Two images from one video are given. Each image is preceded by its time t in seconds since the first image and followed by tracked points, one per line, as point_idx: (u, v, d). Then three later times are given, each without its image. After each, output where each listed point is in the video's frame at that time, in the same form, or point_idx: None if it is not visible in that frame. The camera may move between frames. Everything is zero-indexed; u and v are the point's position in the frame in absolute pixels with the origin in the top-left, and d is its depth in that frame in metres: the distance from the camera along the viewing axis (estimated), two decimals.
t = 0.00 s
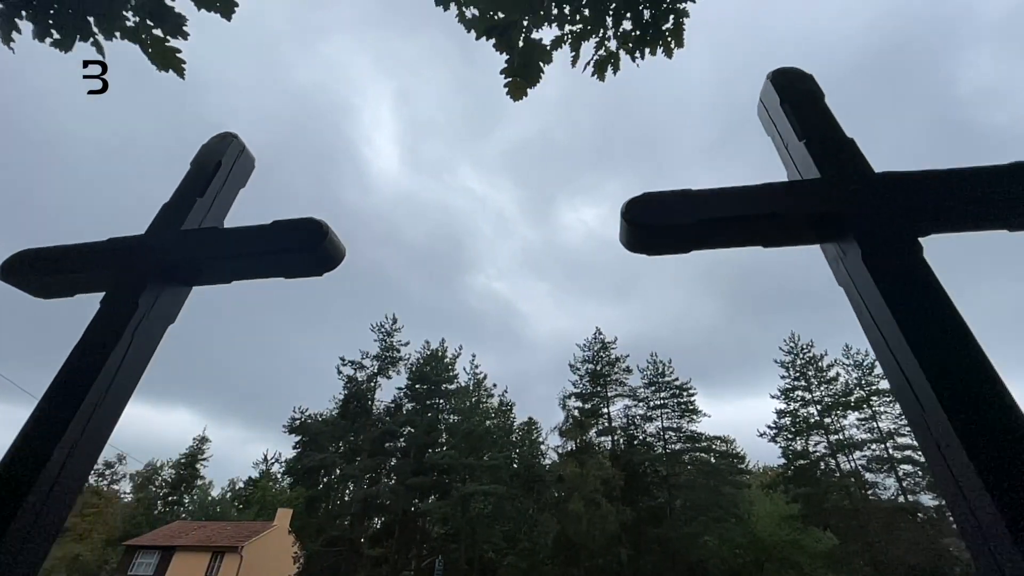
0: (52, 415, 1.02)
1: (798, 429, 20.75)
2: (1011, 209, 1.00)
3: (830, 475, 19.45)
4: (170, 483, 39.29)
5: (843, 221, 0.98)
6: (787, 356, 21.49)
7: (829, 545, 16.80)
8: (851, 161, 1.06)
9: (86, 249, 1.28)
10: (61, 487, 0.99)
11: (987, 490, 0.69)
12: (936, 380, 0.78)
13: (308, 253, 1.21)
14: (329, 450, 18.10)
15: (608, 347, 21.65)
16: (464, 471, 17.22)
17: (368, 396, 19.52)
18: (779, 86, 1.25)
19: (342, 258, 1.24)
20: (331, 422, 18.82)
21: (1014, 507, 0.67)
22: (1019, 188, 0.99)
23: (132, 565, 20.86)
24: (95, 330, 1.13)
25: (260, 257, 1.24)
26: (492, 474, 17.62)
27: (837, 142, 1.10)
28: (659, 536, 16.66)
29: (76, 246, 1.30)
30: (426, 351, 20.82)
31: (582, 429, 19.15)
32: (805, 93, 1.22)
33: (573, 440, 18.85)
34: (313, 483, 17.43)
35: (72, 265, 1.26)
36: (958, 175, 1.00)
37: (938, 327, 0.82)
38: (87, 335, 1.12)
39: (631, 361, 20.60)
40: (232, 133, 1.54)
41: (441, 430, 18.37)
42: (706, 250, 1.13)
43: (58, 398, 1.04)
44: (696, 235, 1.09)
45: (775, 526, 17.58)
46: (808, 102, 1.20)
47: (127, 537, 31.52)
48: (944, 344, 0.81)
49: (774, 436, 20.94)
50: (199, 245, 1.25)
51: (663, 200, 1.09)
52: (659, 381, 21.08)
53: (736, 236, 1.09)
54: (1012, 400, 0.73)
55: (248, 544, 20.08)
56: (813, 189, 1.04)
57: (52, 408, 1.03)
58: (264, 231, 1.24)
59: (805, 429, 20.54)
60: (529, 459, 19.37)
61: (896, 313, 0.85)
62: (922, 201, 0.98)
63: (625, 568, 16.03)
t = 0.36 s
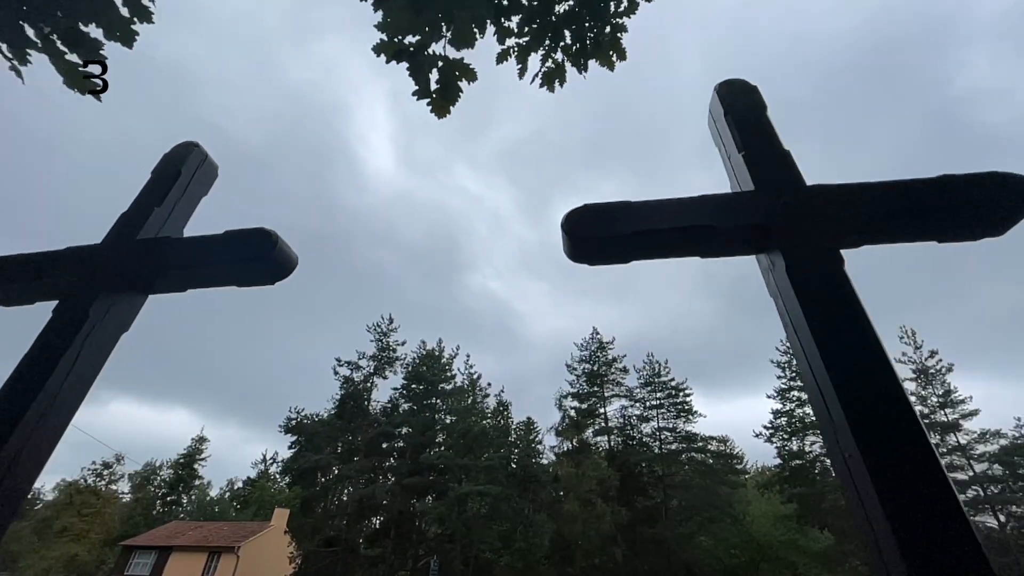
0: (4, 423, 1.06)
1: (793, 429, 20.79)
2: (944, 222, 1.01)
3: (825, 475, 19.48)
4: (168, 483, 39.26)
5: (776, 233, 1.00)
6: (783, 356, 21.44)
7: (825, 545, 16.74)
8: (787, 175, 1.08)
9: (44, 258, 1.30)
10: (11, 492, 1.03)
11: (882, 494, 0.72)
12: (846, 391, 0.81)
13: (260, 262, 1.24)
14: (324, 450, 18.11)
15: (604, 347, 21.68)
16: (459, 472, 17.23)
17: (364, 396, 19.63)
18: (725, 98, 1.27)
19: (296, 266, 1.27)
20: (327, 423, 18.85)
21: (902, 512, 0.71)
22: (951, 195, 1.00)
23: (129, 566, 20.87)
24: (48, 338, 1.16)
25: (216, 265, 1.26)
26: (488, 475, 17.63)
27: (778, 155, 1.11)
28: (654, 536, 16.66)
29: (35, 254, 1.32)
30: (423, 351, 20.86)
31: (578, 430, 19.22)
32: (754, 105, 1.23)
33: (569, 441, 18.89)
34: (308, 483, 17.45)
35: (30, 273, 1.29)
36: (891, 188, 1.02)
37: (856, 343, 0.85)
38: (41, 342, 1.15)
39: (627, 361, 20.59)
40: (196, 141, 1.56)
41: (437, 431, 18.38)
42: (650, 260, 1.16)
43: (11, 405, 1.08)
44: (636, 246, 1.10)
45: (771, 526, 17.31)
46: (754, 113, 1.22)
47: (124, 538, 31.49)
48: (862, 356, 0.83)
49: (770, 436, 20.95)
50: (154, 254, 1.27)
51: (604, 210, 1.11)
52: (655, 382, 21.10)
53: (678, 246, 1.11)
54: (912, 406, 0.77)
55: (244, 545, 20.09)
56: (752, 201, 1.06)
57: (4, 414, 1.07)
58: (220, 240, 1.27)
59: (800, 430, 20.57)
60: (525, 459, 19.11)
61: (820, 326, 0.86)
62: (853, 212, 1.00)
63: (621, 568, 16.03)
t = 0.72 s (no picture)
0: None
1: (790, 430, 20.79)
2: (879, 221, 1.02)
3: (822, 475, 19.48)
4: (167, 483, 39.27)
5: (708, 235, 1.01)
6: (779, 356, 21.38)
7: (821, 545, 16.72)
8: (726, 177, 1.09)
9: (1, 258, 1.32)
10: None
11: (784, 492, 0.74)
12: (759, 391, 0.82)
13: (210, 262, 1.25)
14: (320, 450, 18.10)
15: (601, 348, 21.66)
16: (454, 472, 17.22)
17: (360, 396, 19.66)
18: (673, 102, 1.28)
19: (249, 265, 1.29)
20: (323, 423, 18.85)
21: (802, 508, 0.72)
22: (885, 195, 1.00)
23: (126, 566, 20.87)
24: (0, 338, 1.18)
25: (170, 267, 1.28)
26: (483, 475, 17.63)
27: (719, 158, 1.12)
28: (650, 536, 16.67)
29: None
30: (419, 351, 20.88)
31: (574, 430, 19.26)
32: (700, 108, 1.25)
33: (564, 441, 18.92)
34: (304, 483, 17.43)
35: None
36: (827, 189, 1.02)
37: (772, 344, 0.86)
38: None
39: (623, 361, 20.57)
40: (160, 143, 1.58)
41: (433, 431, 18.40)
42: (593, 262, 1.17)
43: None
44: (577, 248, 1.12)
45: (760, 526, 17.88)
46: (701, 116, 1.23)
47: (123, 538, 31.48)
48: (778, 357, 0.84)
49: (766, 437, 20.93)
50: (107, 255, 1.29)
51: (546, 212, 1.13)
52: (651, 382, 21.08)
53: (619, 249, 1.12)
54: (819, 407, 0.78)
55: (242, 545, 20.09)
56: (689, 205, 1.07)
57: None
58: (172, 240, 1.29)
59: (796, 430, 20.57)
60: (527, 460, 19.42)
61: (739, 328, 0.88)
62: (784, 214, 1.01)
63: (617, 568, 16.07)
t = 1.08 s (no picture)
0: None
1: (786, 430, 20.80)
2: (815, 225, 1.02)
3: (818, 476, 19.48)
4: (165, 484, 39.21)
5: (644, 237, 1.01)
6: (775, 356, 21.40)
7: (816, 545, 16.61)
8: (667, 180, 1.09)
9: None
10: None
11: (692, 497, 0.73)
12: (678, 394, 0.82)
13: (161, 264, 1.26)
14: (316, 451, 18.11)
15: (598, 348, 21.65)
16: (449, 472, 17.20)
17: (357, 396, 19.70)
18: (624, 105, 1.28)
19: (201, 268, 1.29)
20: (319, 423, 18.86)
21: (709, 512, 0.71)
22: (819, 200, 1.01)
23: (122, 567, 20.85)
24: None
25: (123, 270, 1.29)
26: (479, 475, 17.64)
27: (662, 162, 1.12)
28: (646, 536, 16.68)
29: None
30: (416, 351, 20.89)
31: (571, 430, 19.28)
32: (650, 111, 1.24)
33: (561, 441, 18.92)
34: (299, 483, 17.44)
35: None
36: (763, 193, 1.02)
37: (696, 347, 0.86)
38: None
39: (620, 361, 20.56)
40: (121, 145, 1.58)
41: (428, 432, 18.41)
42: (539, 265, 1.17)
43: None
44: (521, 251, 1.12)
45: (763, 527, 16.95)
46: (650, 119, 1.23)
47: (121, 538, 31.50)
48: (699, 360, 0.84)
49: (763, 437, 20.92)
50: (59, 257, 1.29)
51: (490, 215, 1.13)
52: (648, 382, 21.07)
53: (562, 252, 1.12)
54: (735, 411, 0.77)
55: (238, 545, 20.11)
56: (630, 207, 1.07)
57: None
58: (123, 243, 1.29)
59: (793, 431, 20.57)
60: (524, 460, 19.22)
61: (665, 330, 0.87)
62: (720, 218, 1.01)
63: (612, 568, 16.03)
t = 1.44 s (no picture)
0: None
1: (782, 430, 20.79)
2: (756, 232, 1.02)
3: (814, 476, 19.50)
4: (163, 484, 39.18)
5: (583, 243, 1.01)
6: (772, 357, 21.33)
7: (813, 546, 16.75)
8: (607, 187, 1.10)
9: None
10: None
11: (603, 500, 0.75)
12: (602, 399, 0.83)
13: (113, 270, 1.27)
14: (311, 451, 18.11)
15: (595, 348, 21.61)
16: (444, 473, 17.17)
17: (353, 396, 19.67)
18: (575, 111, 1.29)
19: (154, 273, 1.31)
20: (316, 423, 18.87)
21: (617, 511, 0.74)
22: (757, 204, 1.01)
23: (119, 567, 20.85)
24: None
25: (75, 274, 1.30)
26: (475, 475, 17.65)
27: (607, 168, 1.13)
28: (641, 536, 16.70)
29: None
30: (413, 351, 20.87)
31: (567, 430, 19.30)
32: (599, 118, 1.26)
33: (558, 441, 18.94)
34: (295, 483, 17.44)
35: None
36: (704, 199, 1.02)
37: (622, 354, 0.87)
38: None
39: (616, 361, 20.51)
40: (83, 149, 1.59)
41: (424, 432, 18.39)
42: (485, 269, 1.17)
43: None
44: (465, 255, 1.12)
45: (757, 527, 17.22)
46: (598, 125, 1.24)
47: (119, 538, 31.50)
48: (622, 364, 0.85)
49: (760, 437, 20.92)
50: (13, 261, 1.30)
51: (435, 220, 1.13)
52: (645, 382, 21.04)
53: (506, 256, 1.13)
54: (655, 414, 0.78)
55: (235, 545, 20.12)
56: (570, 211, 1.08)
57: None
58: (77, 250, 1.30)
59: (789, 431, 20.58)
60: (521, 459, 19.10)
61: (593, 334, 0.88)
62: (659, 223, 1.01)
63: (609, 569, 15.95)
